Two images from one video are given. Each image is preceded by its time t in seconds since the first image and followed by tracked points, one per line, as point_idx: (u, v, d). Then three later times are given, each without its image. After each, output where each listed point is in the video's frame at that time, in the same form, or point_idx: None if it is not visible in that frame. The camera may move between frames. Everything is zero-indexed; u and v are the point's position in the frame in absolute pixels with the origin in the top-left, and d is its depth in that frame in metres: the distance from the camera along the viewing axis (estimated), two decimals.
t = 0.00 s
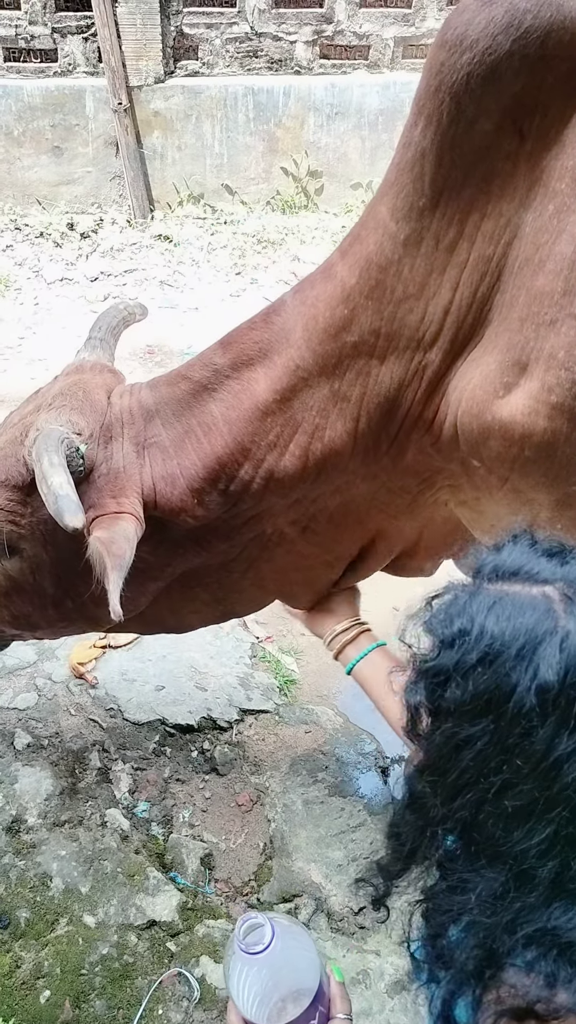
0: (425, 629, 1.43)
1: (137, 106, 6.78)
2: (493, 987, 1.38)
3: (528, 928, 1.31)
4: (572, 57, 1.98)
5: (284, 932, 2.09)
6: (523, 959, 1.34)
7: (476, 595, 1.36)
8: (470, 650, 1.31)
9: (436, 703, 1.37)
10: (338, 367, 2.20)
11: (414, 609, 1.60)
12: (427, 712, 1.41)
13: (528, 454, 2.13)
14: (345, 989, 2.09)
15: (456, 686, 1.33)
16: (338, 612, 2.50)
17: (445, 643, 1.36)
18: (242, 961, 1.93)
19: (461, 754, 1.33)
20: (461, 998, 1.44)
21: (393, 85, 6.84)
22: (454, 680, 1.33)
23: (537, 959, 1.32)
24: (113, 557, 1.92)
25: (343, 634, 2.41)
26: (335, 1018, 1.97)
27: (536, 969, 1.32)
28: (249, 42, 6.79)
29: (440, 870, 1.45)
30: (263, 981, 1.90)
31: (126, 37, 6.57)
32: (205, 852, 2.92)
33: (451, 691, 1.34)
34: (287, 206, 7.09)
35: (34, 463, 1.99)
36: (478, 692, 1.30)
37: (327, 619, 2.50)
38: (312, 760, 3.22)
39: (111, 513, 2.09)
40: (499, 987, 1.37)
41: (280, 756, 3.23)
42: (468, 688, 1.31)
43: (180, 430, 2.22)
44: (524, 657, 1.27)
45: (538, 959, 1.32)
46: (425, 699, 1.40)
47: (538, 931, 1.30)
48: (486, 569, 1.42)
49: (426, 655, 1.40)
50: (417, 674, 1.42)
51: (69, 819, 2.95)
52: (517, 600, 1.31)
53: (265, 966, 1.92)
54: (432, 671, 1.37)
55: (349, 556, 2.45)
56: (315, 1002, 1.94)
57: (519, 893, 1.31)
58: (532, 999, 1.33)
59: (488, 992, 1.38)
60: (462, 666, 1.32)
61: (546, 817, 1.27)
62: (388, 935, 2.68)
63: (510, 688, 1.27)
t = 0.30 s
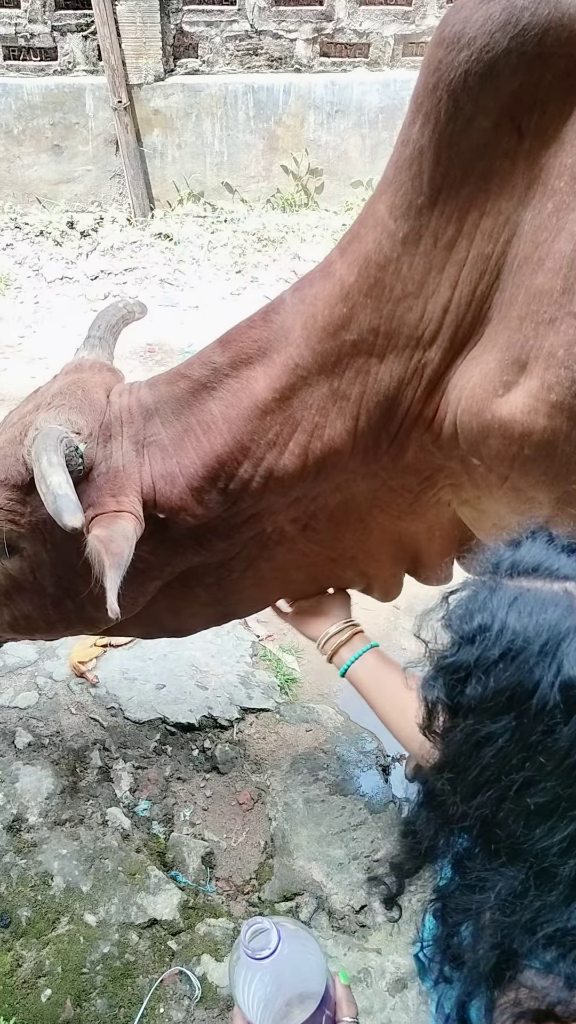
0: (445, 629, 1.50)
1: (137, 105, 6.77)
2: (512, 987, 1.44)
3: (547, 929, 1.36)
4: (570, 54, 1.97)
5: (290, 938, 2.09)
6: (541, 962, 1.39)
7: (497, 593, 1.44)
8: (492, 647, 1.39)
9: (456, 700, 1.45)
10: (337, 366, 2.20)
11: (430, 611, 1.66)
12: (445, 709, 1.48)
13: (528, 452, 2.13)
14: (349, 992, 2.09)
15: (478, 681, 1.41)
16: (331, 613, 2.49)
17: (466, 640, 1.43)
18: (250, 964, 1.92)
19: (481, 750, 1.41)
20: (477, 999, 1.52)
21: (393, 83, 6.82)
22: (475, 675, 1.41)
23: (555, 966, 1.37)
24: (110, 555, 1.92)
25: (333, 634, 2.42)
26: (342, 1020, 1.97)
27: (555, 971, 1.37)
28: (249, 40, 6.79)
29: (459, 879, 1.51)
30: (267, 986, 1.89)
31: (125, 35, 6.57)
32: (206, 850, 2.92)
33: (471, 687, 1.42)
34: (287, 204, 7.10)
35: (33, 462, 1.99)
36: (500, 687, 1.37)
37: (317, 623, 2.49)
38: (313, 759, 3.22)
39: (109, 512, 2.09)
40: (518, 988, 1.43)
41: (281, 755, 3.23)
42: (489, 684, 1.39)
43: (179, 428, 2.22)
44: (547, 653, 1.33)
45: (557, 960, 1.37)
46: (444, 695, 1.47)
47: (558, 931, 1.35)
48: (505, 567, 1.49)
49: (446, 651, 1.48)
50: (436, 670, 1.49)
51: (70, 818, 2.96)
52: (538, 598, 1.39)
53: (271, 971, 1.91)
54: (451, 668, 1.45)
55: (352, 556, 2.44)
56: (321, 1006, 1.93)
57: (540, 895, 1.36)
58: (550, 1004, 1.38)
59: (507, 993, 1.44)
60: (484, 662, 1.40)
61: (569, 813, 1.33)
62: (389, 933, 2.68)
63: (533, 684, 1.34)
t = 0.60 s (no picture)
0: (440, 637, 1.32)
1: (138, 103, 6.77)
2: (489, 991, 1.25)
3: (531, 937, 1.18)
4: (571, 53, 1.96)
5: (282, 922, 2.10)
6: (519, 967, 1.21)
7: (494, 601, 1.26)
8: (487, 661, 1.20)
9: (450, 715, 1.25)
10: (337, 365, 2.20)
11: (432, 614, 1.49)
12: (438, 723, 1.28)
13: (528, 451, 2.13)
14: (341, 984, 2.05)
15: (471, 698, 1.22)
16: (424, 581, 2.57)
17: (460, 652, 1.24)
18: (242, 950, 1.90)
19: (474, 766, 1.22)
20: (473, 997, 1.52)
21: (394, 81, 6.80)
22: (470, 690, 1.22)
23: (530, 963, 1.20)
24: (110, 553, 1.92)
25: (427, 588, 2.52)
26: (332, 1013, 1.94)
27: (535, 977, 1.19)
28: (250, 39, 6.78)
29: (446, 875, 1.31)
30: (260, 973, 1.88)
31: (126, 33, 6.57)
32: (206, 849, 2.92)
33: (465, 702, 1.22)
34: (288, 204, 7.11)
35: (32, 460, 1.99)
36: (494, 706, 1.19)
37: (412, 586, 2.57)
38: (313, 758, 3.22)
39: (108, 510, 2.09)
40: (496, 990, 1.24)
41: (280, 755, 3.23)
42: (484, 700, 1.20)
43: (179, 426, 2.22)
44: (543, 671, 1.15)
45: (538, 967, 1.19)
46: (438, 710, 1.28)
47: (541, 940, 1.18)
48: (504, 573, 1.31)
49: (439, 661, 1.29)
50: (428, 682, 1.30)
51: (69, 817, 2.96)
52: (537, 609, 1.21)
53: (265, 958, 1.89)
54: (446, 680, 1.26)
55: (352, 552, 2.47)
56: (312, 997, 1.91)
57: (529, 911, 1.19)
58: (528, 1008, 1.21)
59: (484, 996, 1.26)
60: (478, 677, 1.21)
61: (561, 833, 1.16)
62: (388, 932, 2.68)
63: (529, 701, 1.16)
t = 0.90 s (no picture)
0: (425, 643, 1.41)
1: (139, 101, 6.76)
2: (484, 999, 1.38)
3: (520, 942, 1.31)
4: None
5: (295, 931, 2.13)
6: (514, 973, 1.34)
7: (477, 607, 1.34)
8: (470, 668, 1.29)
9: (434, 720, 1.36)
10: (338, 364, 2.20)
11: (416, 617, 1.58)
12: (423, 727, 1.39)
13: (529, 451, 2.12)
14: (358, 990, 2.11)
15: (455, 703, 1.31)
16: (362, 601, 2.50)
17: (445, 658, 1.34)
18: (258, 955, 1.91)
19: (457, 773, 1.33)
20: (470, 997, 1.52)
21: (395, 81, 6.79)
22: (453, 697, 1.31)
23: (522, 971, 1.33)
24: (108, 550, 1.92)
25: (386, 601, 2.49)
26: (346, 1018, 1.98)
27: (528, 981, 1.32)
28: (252, 37, 6.78)
29: (435, 880, 1.44)
30: (275, 978, 1.89)
31: (128, 31, 6.58)
32: (206, 848, 2.92)
33: (449, 708, 1.32)
34: (289, 203, 7.10)
35: (33, 455, 1.99)
36: (478, 712, 1.29)
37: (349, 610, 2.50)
38: (313, 758, 3.21)
39: (108, 506, 2.09)
40: (490, 999, 1.37)
41: (280, 754, 3.22)
42: (468, 706, 1.30)
43: (180, 422, 2.22)
44: (526, 679, 1.25)
45: (531, 971, 1.32)
46: (422, 714, 1.38)
47: (529, 945, 1.31)
48: (488, 579, 1.38)
49: (424, 667, 1.38)
50: (413, 687, 1.40)
51: (69, 815, 2.96)
52: (520, 617, 1.29)
53: (280, 963, 1.92)
54: (430, 687, 1.35)
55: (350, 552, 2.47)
56: (325, 1003, 1.93)
57: (516, 917, 1.32)
58: (524, 1014, 1.32)
59: (480, 1005, 1.39)
60: (462, 684, 1.30)
61: (544, 839, 1.27)
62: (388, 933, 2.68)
63: (512, 709, 1.26)
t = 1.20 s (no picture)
0: (418, 643, 1.46)
1: (140, 100, 6.76)
2: (488, 998, 1.42)
3: (520, 938, 1.36)
4: None
5: (294, 938, 2.13)
6: (517, 968, 1.38)
7: (468, 607, 1.40)
8: (463, 666, 1.36)
9: (429, 717, 1.43)
10: (339, 364, 2.20)
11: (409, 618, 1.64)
12: (419, 725, 1.46)
13: (530, 452, 2.12)
14: (358, 993, 2.16)
15: (449, 701, 1.38)
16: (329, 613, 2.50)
17: (437, 657, 1.40)
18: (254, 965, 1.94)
19: (453, 771, 1.39)
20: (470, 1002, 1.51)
21: (397, 80, 6.79)
22: (447, 695, 1.38)
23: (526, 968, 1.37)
24: (106, 549, 1.92)
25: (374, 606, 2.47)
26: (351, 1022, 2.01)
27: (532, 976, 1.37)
28: (253, 36, 6.78)
29: (436, 879, 1.49)
30: (277, 990, 1.91)
31: (129, 30, 6.58)
32: (206, 848, 2.92)
33: (444, 705, 1.39)
34: (290, 203, 7.06)
35: (34, 454, 1.99)
36: (471, 709, 1.35)
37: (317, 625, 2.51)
38: (313, 758, 3.21)
39: (108, 506, 2.09)
40: (494, 998, 1.41)
41: (281, 754, 3.22)
42: (461, 704, 1.36)
43: (181, 421, 2.22)
44: (518, 674, 1.30)
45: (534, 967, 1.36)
46: (416, 712, 1.45)
47: (531, 940, 1.35)
48: (477, 579, 1.44)
49: (417, 666, 1.45)
50: (408, 687, 1.47)
51: (70, 815, 2.96)
52: (509, 615, 1.35)
53: (279, 971, 1.94)
54: (424, 686, 1.42)
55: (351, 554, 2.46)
56: (328, 1007, 1.96)
57: (516, 911, 1.37)
58: (529, 1010, 1.36)
59: (485, 1004, 1.43)
60: (455, 682, 1.37)
61: (540, 833, 1.33)
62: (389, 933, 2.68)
63: (504, 705, 1.31)
